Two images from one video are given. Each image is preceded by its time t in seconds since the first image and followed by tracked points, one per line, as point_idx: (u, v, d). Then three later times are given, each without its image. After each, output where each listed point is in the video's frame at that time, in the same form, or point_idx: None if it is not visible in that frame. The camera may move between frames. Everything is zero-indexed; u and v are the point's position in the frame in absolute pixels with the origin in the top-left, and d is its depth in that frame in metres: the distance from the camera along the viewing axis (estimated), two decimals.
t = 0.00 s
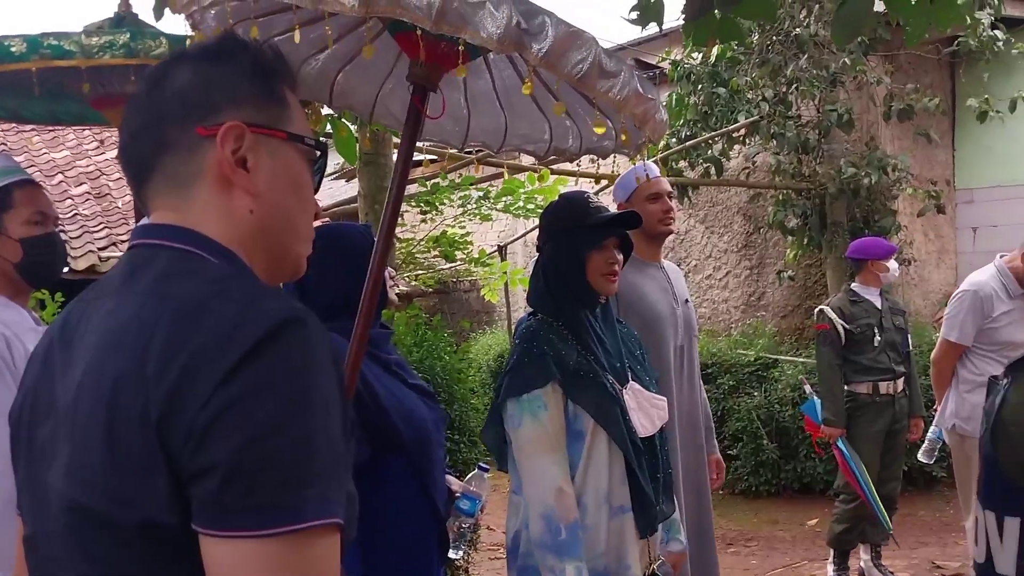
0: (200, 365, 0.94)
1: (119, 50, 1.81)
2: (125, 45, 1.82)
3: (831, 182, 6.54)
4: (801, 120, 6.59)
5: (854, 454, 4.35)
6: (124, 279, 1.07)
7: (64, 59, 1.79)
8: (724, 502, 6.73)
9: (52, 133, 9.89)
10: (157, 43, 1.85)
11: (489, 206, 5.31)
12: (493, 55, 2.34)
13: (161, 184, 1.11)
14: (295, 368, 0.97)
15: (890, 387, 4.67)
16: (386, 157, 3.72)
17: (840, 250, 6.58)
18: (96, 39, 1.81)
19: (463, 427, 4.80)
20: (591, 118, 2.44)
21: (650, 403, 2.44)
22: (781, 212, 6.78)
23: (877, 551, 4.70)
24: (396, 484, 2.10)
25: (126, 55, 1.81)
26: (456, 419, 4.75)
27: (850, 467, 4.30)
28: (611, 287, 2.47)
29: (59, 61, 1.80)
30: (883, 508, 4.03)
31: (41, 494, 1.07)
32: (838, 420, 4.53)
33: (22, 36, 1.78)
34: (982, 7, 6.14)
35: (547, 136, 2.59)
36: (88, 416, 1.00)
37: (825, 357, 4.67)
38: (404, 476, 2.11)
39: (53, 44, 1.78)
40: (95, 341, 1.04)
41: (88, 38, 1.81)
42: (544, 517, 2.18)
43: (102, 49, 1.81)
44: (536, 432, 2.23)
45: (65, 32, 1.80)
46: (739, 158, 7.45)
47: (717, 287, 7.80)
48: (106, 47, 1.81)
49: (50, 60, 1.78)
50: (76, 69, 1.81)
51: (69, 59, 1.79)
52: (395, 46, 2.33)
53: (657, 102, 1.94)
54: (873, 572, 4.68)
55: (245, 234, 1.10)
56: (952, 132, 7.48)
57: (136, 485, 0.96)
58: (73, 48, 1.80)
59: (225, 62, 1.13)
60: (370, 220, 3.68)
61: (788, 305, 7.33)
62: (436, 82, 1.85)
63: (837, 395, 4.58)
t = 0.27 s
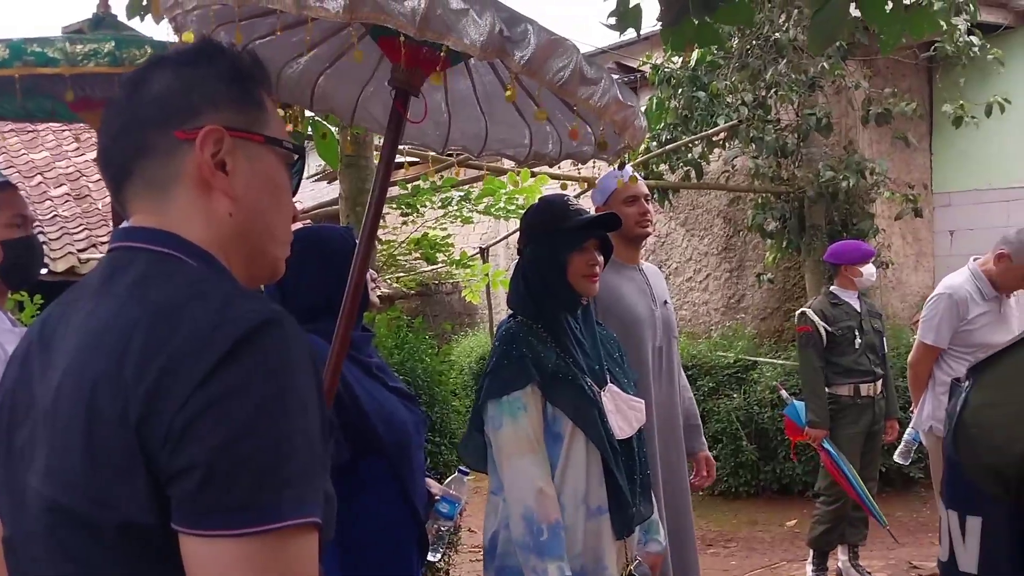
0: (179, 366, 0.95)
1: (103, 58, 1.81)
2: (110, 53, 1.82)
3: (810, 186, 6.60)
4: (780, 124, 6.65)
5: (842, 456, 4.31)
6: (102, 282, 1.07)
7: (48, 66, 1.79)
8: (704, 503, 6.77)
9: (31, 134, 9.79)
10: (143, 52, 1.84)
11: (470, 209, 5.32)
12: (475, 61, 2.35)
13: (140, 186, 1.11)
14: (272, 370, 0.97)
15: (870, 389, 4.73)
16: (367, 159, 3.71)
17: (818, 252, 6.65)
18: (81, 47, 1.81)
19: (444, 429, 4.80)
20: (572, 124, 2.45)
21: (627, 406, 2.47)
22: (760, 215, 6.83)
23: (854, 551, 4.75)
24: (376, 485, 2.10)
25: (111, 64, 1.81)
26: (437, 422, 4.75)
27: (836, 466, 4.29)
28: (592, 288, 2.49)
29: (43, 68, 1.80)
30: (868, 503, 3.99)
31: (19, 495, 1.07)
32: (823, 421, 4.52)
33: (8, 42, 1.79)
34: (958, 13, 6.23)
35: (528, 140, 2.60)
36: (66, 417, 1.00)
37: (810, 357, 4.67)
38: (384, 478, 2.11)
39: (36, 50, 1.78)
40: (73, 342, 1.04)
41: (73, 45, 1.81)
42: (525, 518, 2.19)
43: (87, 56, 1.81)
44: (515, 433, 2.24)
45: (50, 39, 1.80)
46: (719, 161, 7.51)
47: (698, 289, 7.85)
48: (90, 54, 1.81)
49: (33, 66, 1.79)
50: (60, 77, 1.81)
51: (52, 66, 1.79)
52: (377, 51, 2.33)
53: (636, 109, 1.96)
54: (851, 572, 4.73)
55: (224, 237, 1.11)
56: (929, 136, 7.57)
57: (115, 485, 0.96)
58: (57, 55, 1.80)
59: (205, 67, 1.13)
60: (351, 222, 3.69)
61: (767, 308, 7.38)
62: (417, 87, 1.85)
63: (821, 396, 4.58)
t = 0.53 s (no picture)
0: (162, 369, 0.95)
1: (82, 61, 1.81)
2: (88, 57, 1.81)
3: (789, 189, 6.66)
4: (758, 128, 6.70)
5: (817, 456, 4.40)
6: (84, 285, 1.08)
7: (25, 69, 1.80)
8: (683, 504, 6.81)
9: (8, 133, 9.68)
10: (122, 55, 1.83)
11: (451, 212, 5.32)
12: (457, 66, 2.37)
13: (123, 190, 1.11)
14: (254, 372, 0.98)
15: (846, 391, 4.79)
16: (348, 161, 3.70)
17: (796, 256, 6.71)
18: (59, 50, 1.81)
19: (425, 431, 4.80)
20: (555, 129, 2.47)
21: (605, 408, 2.49)
22: (739, 219, 6.97)
23: (831, 552, 4.80)
24: (357, 487, 2.11)
25: (89, 67, 1.81)
26: (418, 423, 4.75)
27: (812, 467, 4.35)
28: (570, 292, 2.51)
29: (20, 70, 1.80)
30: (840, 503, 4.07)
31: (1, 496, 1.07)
32: (800, 421, 4.58)
33: None
34: (934, 19, 6.31)
35: (510, 145, 2.61)
36: (49, 419, 1.00)
37: (788, 359, 4.72)
38: (364, 480, 2.12)
39: (13, 53, 1.79)
40: (55, 345, 1.05)
41: (51, 48, 1.81)
42: (507, 519, 2.20)
43: (64, 59, 1.80)
44: (495, 434, 2.26)
45: (27, 42, 1.80)
46: (698, 164, 7.56)
47: (677, 291, 7.90)
48: (68, 58, 1.80)
49: (10, 69, 1.79)
50: (39, 79, 1.81)
51: (29, 68, 1.80)
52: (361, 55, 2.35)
53: (617, 115, 1.98)
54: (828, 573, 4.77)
55: (207, 241, 1.11)
56: (906, 140, 7.67)
57: (97, 486, 0.97)
58: (35, 58, 1.80)
59: (188, 72, 1.14)
60: (332, 224, 3.69)
61: (746, 310, 7.44)
62: (401, 92, 1.87)
63: (798, 396, 4.63)
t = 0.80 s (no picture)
0: (143, 371, 0.96)
1: (60, 62, 1.80)
2: (67, 57, 1.80)
3: (765, 194, 6.72)
4: (735, 132, 6.77)
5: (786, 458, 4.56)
6: (65, 288, 1.08)
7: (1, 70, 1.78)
8: (660, 506, 6.85)
9: None
10: (100, 56, 1.82)
11: (431, 215, 5.33)
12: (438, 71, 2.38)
13: (104, 194, 1.11)
14: (236, 374, 0.98)
15: (817, 393, 4.83)
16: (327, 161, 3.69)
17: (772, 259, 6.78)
18: (37, 51, 1.80)
19: (403, 433, 4.80)
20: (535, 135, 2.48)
21: (580, 411, 2.51)
22: (716, 223, 7.01)
23: (806, 553, 4.85)
24: (336, 489, 2.11)
25: (67, 68, 1.80)
26: (397, 426, 4.75)
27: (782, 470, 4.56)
28: (547, 295, 2.53)
29: None
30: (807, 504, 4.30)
31: None
32: (772, 422, 4.63)
33: None
34: (909, 25, 6.39)
35: (492, 150, 2.62)
36: (31, 421, 1.00)
37: (760, 362, 4.77)
38: (342, 483, 2.12)
39: None
40: (37, 346, 1.04)
41: (28, 49, 1.80)
42: (480, 521, 2.21)
43: (43, 60, 1.79)
44: (472, 436, 2.27)
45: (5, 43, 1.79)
46: (676, 168, 7.62)
47: (655, 294, 7.96)
48: (46, 59, 1.79)
49: None
50: (16, 80, 1.80)
51: (6, 70, 1.78)
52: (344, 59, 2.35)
53: (597, 121, 2.00)
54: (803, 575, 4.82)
55: (187, 244, 1.12)
56: (882, 146, 7.78)
57: (81, 487, 0.97)
58: (12, 59, 1.79)
59: (169, 76, 1.14)
60: (310, 226, 3.69)
61: (723, 313, 7.48)
62: (382, 96, 1.87)
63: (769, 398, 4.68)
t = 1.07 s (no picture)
0: (128, 374, 0.97)
1: (34, 63, 1.78)
2: (41, 59, 1.79)
3: (741, 198, 6.78)
4: (712, 137, 6.83)
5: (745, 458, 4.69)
6: (47, 291, 1.09)
7: None
8: (636, 507, 6.89)
9: None
10: (75, 58, 1.81)
11: (409, 217, 5.33)
12: (417, 76, 2.39)
13: (85, 198, 1.12)
14: (218, 377, 1.00)
15: (784, 395, 4.88)
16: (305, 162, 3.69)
17: (748, 263, 6.85)
18: (11, 52, 1.78)
19: (380, 434, 4.80)
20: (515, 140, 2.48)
21: (556, 415, 2.52)
22: (692, 226, 7.09)
23: (779, 555, 4.91)
24: (314, 491, 2.11)
25: (41, 70, 1.78)
26: (374, 427, 4.74)
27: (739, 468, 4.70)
28: (520, 299, 2.55)
29: None
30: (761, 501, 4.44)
31: None
32: (732, 423, 4.74)
33: None
34: (884, 33, 6.48)
35: (470, 154, 2.62)
36: (14, 423, 1.02)
37: (725, 364, 4.88)
38: (321, 485, 2.12)
39: None
40: (20, 348, 1.05)
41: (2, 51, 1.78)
42: (451, 508, 2.23)
43: (17, 62, 1.78)
44: (440, 433, 2.29)
45: None
46: (654, 172, 7.67)
47: (633, 297, 8.00)
48: (20, 60, 1.78)
49: None
50: None
51: None
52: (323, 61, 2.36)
53: (576, 128, 2.02)
54: None
55: (168, 248, 1.12)
56: (856, 152, 7.88)
57: (66, 488, 0.98)
58: None
59: (149, 81, 1.14)
60: (287, 226, 3.68)
61: (699, 316, 7.55)
62: (362, 99, 1.88)
63: (732, 399, 4.79)
